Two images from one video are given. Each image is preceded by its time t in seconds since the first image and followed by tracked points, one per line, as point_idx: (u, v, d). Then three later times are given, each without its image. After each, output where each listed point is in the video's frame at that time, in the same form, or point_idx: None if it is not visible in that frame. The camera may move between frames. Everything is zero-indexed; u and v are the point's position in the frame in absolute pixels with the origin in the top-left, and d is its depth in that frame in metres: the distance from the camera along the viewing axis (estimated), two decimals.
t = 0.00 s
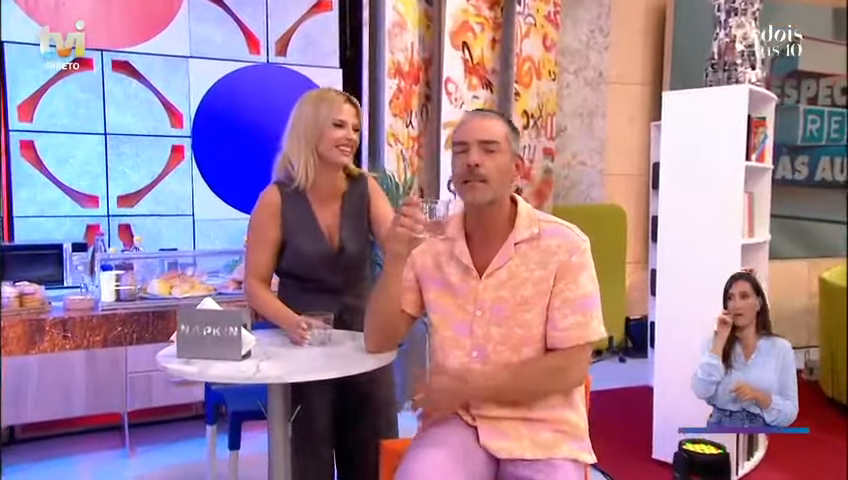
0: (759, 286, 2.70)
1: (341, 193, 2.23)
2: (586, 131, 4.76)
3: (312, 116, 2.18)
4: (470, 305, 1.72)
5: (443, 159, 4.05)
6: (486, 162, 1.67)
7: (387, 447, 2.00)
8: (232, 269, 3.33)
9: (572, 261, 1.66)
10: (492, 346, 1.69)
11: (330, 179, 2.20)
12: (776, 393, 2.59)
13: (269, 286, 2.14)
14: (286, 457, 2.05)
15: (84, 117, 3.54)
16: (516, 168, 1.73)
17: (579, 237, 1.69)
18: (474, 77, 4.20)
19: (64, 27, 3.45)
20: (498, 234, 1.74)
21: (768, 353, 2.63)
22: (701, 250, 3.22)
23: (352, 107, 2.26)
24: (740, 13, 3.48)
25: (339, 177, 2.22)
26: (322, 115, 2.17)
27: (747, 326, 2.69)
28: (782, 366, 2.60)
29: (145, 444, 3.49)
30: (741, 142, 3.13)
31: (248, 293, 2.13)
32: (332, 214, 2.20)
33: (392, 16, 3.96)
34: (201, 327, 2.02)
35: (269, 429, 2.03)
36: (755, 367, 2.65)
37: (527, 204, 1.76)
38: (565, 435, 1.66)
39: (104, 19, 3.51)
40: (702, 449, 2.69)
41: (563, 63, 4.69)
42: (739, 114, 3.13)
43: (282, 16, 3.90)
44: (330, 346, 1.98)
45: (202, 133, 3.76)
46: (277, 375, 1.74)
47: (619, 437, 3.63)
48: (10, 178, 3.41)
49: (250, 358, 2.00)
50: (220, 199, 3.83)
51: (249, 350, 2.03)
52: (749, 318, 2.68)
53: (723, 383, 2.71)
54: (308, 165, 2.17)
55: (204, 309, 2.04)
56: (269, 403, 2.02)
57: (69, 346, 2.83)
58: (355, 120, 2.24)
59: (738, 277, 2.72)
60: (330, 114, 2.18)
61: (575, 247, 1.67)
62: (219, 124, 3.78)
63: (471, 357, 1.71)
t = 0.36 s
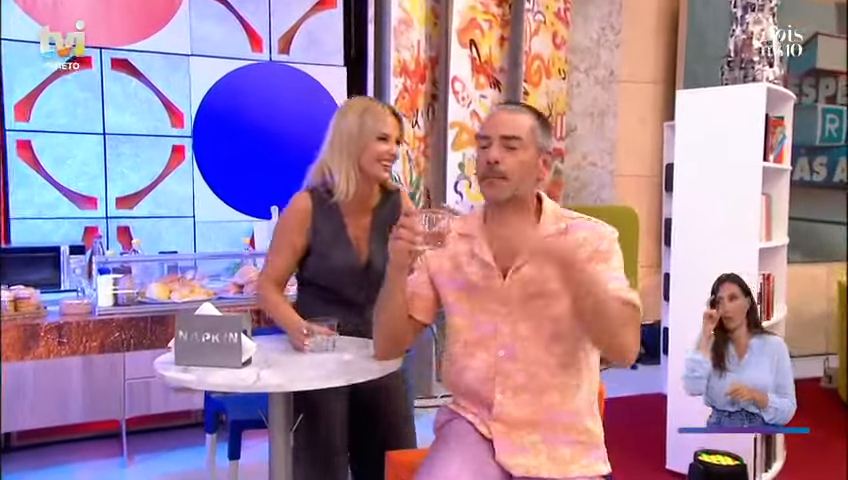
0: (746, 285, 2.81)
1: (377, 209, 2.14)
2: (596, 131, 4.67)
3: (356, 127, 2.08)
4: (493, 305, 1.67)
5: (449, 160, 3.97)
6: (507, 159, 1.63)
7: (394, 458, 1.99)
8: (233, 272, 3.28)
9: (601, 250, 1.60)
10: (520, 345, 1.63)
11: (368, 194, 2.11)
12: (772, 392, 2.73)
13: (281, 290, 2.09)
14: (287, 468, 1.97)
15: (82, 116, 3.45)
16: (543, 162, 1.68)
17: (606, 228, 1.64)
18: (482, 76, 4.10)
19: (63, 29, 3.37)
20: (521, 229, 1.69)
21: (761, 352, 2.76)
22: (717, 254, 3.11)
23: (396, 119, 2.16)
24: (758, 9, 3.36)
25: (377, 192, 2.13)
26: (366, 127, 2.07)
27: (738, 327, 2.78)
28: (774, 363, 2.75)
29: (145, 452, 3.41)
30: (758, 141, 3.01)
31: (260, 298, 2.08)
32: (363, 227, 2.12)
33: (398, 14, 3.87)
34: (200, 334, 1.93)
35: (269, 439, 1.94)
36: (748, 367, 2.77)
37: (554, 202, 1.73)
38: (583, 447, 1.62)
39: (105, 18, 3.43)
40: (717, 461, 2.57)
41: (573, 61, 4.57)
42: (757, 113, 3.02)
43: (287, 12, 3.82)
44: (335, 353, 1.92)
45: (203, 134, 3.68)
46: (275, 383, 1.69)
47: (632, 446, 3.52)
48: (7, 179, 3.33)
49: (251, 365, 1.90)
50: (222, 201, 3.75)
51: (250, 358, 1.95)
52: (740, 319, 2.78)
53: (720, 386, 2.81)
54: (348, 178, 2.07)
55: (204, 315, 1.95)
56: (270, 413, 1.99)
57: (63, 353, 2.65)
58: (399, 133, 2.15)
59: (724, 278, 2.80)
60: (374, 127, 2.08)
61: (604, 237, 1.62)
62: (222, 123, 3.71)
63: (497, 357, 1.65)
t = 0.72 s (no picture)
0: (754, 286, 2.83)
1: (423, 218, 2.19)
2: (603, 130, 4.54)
3: (411, 137, 2.10)
4: (508, 300, 1.72)
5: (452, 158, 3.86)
6: (509, 182, 1.67)
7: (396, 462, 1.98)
8: (232, 273, 3.15)
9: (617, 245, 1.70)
10: (535, 339, 1.69)
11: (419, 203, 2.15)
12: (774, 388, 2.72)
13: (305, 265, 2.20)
14: (287, 467, 2.10)
15: (77, 114, 3.38)
16: (552, 172, 1.70)
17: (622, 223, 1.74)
18: (485, 73, 4.02)
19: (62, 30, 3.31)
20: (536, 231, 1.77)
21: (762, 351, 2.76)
22: (727, 256, 3.02)
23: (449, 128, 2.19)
24: (767, 4, 3.29)
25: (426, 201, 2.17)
26: (422, 138, 2.10)
27: (739, 326, 2.79)
28: (776, 361, 2.74)
29: (140, 456, 3.35)
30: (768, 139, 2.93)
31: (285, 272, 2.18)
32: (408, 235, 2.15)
33: (399, 9, 3.80)
34: (197, 336, 1.90)
35: (269, 443, 2.08)
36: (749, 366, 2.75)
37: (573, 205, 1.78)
38: (595, 437, 1.70)
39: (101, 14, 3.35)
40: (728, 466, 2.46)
41: (578, 58, 4.44)
42: (765, 111, 2.93)
43: (286, 7, 3.74)
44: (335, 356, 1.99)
45: (200, 132, 3.61)
46: (275, 387, 1.71)
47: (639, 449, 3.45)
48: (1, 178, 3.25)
49: (251, 368, 1.89)
50: (219, 200, 3.67)
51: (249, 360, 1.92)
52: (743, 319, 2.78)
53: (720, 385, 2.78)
54: (402, 188, 2.10)
55: (202, 316, 1.92)
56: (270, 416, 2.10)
57: (58, 355, 2.58)
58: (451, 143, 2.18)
59: (733, 277, 2.83)
60: (430, 137, 2.10)
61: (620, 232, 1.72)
62: (219, 122, 3.64)
63: (514, 352, 1.70)
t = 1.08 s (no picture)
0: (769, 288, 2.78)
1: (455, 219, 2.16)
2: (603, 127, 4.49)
3: (453, 139, 2.05)
4: (504, 303, 1.67)
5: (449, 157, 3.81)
6: (504, 178, 1.61)
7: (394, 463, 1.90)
8: (226, 273, 3.05)
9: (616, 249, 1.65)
10: (531, 343, 1.64)
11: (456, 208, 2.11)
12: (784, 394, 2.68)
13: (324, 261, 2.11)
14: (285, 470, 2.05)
15: (67, 110, 3.32)
16: (548, 168, 1.64)
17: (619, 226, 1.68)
18: (483, 69, 3.97)
19: (59, 27, 3.26)
20: (530, 229, 1.70)
21: (774, 355, 2.71)
22: (726, 257, 2.97)
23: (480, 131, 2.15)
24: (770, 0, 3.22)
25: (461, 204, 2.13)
26: (463, 140, 2.05)
27: (753, 327, 2.73)
28: (787, 366, 2.70)
29: (132, 459, 3.30)
30: (770, 136, 2.87)
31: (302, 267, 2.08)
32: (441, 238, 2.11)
33: (396, 4, 3.73)
34: (194, 336, 1.84)
35: (265, 443, 2.03)
36: (761, 369, 2.70)
37: (569, 203, 1.73)
38: (594, 443, 1.64)
39: (93, 10, 3.29)
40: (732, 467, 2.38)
41: (579, 54, 4.38)
42: (770, 107, 2.87)
43: (281, 2, 3.68)
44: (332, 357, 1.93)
45: (194, 129, 3.55)
46: (271, 388, 1.67)
47: (641, 451, 3.39)
48: None
49: (248, 369, 1.84)
50: (213, 199, 3.61)
51: (246, 360, 1.87)
52: (758, 319, 2.72)
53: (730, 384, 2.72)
54: (445, 192, 2.05)
55: (198, 316, 1.86)
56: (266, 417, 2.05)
57: (51, 357, 2.54)
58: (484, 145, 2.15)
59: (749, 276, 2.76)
60: (472, 140, 2.06)
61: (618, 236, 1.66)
62: (213, 118, 3.58)
63: (509, 356, 1.64)
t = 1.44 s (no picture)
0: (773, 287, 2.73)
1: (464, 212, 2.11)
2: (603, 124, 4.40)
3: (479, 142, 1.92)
4: (494, 305, 1.62)
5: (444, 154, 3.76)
6: (518, 170, 1.56)
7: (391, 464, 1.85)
8: (218, 272, 2.87)
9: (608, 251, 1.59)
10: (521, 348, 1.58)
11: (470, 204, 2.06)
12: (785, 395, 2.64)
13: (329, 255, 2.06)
14: (279, 472, 2.00)
15: (55, 106, 3.24)
16: (549, 162, 1.62)
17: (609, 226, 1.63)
18: (479, 65, 3.94)
19: (58, 26, 3.17)
20: (521, 228, 1.66)
21: (777, 356, 2.66)
22: (725, 256, 2.92)
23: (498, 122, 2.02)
24: None
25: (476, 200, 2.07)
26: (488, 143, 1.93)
27: (757, 326, 2.67)
28: (790, 367, 2.66)
29: (122, 461, 3.24)
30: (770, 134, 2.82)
31: (306, 256, 2.04)
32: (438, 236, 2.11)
33: None
34: (187, 335, 1.78)
35: (259, 445, 1.98)
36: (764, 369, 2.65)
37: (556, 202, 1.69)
38: (586, 451, 1.59)
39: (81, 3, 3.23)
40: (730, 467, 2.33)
41: (575, 50, 4.29)
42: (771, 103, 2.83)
43: None
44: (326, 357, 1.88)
45: (185, 126, 3.50)
46: (267, 388, 1.61)
47: (639, 453, 3.35)
48: None
49: (242, 370, 1.77)
50: (204, 197, 3.55)
51: (239, 360, 1.79)
52: (763, 319, 2.67)
53: (732, 384, 2.66)
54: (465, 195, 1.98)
55: (191, 316, 1.80)
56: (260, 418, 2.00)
57: (39, 358, 2.51)
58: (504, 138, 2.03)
59: (753, 275, 2.69)
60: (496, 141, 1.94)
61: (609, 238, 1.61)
62: (204, 115, 3.52)
63: (499, 360, 1.59)
